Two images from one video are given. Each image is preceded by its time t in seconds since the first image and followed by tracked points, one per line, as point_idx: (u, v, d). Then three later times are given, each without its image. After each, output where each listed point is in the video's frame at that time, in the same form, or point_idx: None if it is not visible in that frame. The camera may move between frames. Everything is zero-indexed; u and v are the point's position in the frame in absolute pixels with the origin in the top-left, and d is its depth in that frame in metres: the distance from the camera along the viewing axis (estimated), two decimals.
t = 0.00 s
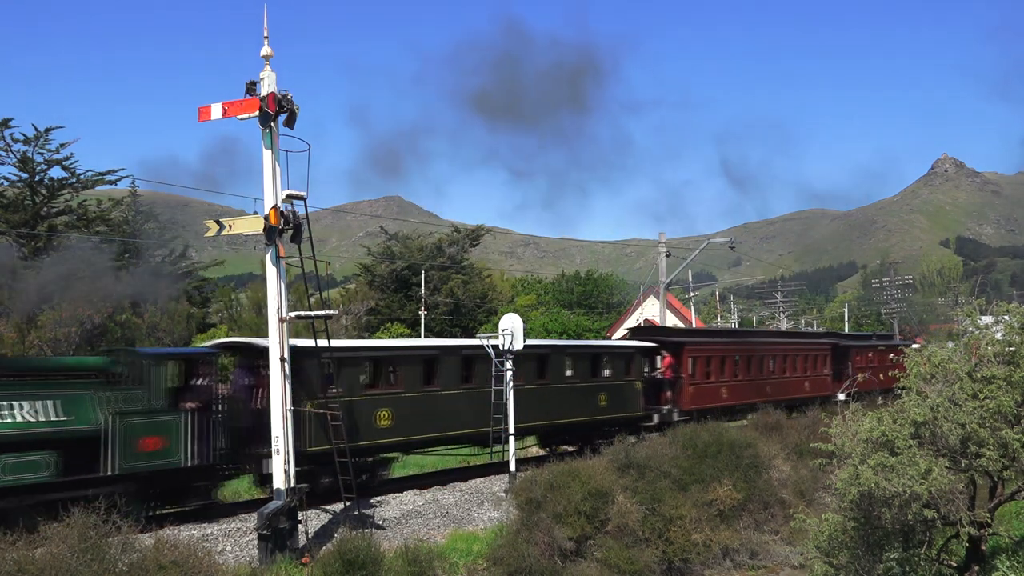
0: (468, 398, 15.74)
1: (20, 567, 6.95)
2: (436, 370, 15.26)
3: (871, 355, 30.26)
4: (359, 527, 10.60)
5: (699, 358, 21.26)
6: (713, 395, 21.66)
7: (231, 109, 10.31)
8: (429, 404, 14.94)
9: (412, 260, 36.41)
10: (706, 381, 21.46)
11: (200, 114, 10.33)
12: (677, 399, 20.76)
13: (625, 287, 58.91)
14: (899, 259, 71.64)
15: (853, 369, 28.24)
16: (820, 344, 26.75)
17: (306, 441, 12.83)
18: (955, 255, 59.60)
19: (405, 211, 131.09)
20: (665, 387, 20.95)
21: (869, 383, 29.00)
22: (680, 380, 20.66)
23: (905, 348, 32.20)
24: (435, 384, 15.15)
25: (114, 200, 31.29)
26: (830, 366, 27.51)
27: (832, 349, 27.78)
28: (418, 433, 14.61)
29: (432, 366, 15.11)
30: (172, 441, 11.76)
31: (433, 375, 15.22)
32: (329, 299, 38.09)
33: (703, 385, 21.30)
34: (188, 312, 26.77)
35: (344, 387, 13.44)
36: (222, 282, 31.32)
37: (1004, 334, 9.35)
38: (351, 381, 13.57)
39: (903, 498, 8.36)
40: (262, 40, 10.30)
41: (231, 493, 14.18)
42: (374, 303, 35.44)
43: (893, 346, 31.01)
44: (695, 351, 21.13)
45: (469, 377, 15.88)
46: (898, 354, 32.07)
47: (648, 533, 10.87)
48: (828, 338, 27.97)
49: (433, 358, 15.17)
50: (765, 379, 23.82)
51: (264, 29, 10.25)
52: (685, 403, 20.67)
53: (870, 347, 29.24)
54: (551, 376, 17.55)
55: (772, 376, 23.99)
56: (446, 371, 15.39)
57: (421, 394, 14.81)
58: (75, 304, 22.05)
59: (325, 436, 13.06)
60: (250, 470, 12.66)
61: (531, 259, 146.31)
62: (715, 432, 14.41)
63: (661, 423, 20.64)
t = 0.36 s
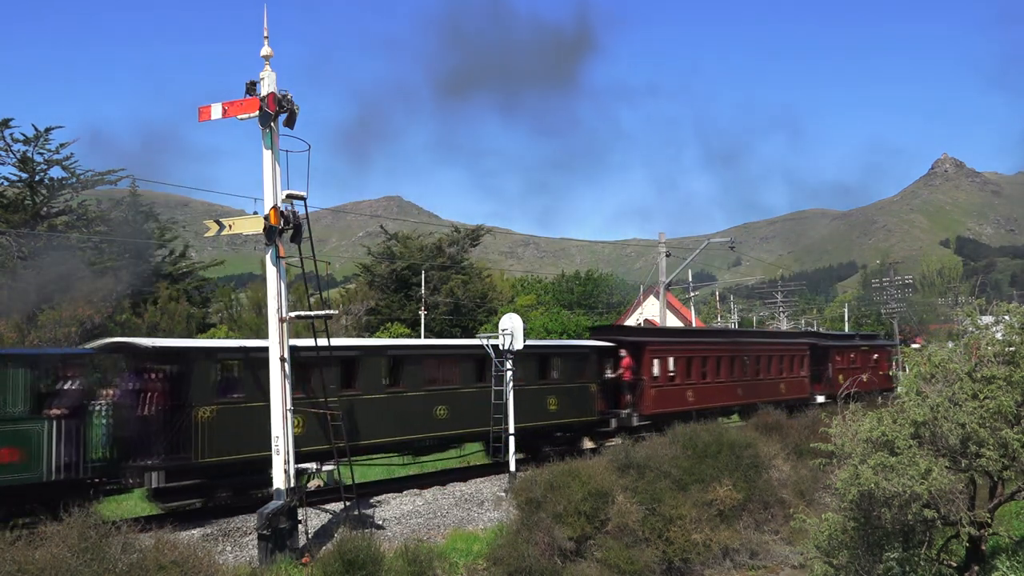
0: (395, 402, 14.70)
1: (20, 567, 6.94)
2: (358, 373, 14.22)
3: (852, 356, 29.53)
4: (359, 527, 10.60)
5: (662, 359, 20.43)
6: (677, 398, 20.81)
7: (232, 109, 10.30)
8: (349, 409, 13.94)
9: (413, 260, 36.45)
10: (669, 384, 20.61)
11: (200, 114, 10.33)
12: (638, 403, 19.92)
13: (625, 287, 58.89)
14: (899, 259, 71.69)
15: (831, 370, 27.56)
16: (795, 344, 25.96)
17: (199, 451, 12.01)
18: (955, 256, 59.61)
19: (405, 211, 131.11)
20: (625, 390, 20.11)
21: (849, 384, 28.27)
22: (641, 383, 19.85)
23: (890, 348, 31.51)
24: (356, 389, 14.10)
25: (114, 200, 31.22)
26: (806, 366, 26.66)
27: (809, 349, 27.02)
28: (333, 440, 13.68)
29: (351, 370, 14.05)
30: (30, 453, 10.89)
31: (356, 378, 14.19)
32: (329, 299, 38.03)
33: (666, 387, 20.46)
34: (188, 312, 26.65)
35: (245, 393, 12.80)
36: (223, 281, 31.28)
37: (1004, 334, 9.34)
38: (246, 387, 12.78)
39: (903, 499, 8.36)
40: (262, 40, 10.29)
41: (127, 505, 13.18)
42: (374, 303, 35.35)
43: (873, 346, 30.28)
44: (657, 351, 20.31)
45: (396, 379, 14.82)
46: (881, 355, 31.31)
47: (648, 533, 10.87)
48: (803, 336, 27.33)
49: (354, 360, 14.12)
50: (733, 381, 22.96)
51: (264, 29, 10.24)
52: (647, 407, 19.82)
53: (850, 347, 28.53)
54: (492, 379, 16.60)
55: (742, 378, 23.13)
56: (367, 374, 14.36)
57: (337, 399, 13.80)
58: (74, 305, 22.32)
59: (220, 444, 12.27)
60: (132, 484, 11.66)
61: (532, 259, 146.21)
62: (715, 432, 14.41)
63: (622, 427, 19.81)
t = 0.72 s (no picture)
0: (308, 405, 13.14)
1: (20, 567, 6.94)
2: (258, 375, 12.66)
3: (832, 356, 27.86)
4: (359, 527, 10.60)
5: (618, 360, 18.72)
6: (636, 402, 19.16)
7: (231, 109, 10.30)
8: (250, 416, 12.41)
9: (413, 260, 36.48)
10: (628, 387, 18.95)
11: (200, 114, 10.32)
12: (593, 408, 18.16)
13: (625, 287, 58.89)
14: (899, 259, 71.70)
15: (810, 371, 26.02)
16: (768, 345, 24.30)
17: (65, 464, 10.44)
18: (954, 256, 59.62)
19: (405, 211, 131.17)
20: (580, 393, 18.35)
21: (828, 387, 26.64)
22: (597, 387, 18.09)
23: (871, 348, 29.91)
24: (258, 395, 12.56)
25: (114, 200, 31.18)
26: (780, 367, 24.97)
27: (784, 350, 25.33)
28: (236, 452, 12.16)
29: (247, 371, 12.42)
30: None
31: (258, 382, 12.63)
32: (329, 298, 38.00)
33: (624, 391, 18.79)
34: (188, 312, 26.62)
35: (125, 399, 11.12)
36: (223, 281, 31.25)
37: (1004, 334, 9.34)
38: (130, 392, 11.17)
39: (903, 499, 8.36)
40: (262, 40, 10.29)
41: None
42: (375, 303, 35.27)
43: (856, 345, 28.62)
44: (613, 353, 18.60)
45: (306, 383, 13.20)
46: (863, 355, 29.67)
47: (648, 533, 10.87)
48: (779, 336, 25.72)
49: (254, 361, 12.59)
50: (701, 383, 21.29)
51: (264, 29, 10.24)
52: (602, 412, 18.15)
53: (831, 347, 26.92)
54: (424, 381, 15.02)
55: (709, 380, 21.54)
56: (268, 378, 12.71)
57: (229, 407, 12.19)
58: (74, 304, 21.97)
59: (91, 456, 10.65)
60: None
61: (532, 259, 146.16)
62: (715, 432, 14.41)
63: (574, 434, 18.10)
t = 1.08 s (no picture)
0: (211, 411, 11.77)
1: (20, 567, 6.95)
2: (143, 377, 11.23)
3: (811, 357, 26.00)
4: (359, 527, 10.59)
5: (569, 361, 16.91)
6: (592, 406, 17.36)
7: (232, 109, 10.30)
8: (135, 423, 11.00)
9: (413, 260, 36.53)
10: (583, 390, 17.19)
11: (200, 114, 10.32)
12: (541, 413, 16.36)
13: (625, 287, 58.88)
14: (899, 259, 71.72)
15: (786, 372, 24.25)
16: (740, 344, 22.41)
17: None
18: (954, 256, 59.65)
19: (405, 211, 131.26)
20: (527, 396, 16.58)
21: (806, 389, 24.75)
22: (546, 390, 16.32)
23: (853, 348, 28.05)
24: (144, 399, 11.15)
25: (114, 200, 31.18)
26: (754, 368, 23.12)
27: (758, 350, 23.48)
28: (130, 461, 10.87)
29: (127, 371, 11.00)
30: None
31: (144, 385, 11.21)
32: (329, 298, 37.98)
33: (577, 393, 17.01)
34: (188, 312, 26.62)
35: None
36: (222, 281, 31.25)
37: (1004, 334, 9.34)
38: None
39: (903, 499, 8.36)
40: (262, 39, 10.29)
41: None
42: (374, 303, 35.16)
43: (836, 345, 26.89)
44: (565, 353, 16.80)
45: (199, 387, 11.74)
46: (843, 355, 27.78)
47: (648, 533, 10.86)
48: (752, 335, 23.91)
49: (140, 362, 11.19)
50: (665, 385, 19.47)
51: (264, 29, 10.23)
52: (553, 416, 16.40)
53: (809, 346, 25.11)
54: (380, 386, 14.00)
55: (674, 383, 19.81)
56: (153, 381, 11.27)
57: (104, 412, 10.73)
58: (74, 304, 22.01)
59: None
60: None
61: (532, 259, 146.19)
62: (715, 432, 14.41)
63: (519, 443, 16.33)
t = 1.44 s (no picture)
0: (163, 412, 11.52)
1: (20, 567, 6.94)
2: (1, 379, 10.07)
3: (787, 358, 24.84)
4: (359, 527, 10.59)
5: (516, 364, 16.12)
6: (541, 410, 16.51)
7: (231, 109, 10.30)
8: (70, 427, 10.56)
9: (413, 260, 36.53)
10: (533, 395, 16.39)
11: (200, 114, 10.32)
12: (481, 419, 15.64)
13: (626, 287, 58.86)
14: (899, 260, 72.06)
15: (760, 375, 23.13)
16: (706, 345, 21.33)
17: None
18: (954, 257, 59.70)
19: (405, 211, 131.35)
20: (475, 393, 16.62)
21: (780, 391, 23.63)
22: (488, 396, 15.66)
23: (834, 348, 26.98)
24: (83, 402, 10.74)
25: (114, 200, 31.17)
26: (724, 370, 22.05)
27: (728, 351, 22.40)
28: None
29: None
30: None
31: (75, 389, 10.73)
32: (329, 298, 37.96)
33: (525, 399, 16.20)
34: (189, 312, 26.62)
35: None
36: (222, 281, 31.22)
37: (1004, 334, 9.34)
38: None
39: (903, 499, 8.36)
40: (262, 39, 10.28)
41: None
42: (374, 303, 33.96)
43: (814, 345, 25.85)
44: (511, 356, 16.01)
45: (74, 392, 10.70)
46: (822, 356, 26.64)
47: (648, 533, 10.85)
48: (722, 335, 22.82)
49: None
50: (625, 388, 18.47)
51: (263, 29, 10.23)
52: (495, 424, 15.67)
53: (784, 347, 24.03)
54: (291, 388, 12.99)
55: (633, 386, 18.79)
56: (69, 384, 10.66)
57: None
58: (74, 304, 22.01)
59: None
60: None
61: (532, 259, 146.19)
62: (715, 432, 14.42)
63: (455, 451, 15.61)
